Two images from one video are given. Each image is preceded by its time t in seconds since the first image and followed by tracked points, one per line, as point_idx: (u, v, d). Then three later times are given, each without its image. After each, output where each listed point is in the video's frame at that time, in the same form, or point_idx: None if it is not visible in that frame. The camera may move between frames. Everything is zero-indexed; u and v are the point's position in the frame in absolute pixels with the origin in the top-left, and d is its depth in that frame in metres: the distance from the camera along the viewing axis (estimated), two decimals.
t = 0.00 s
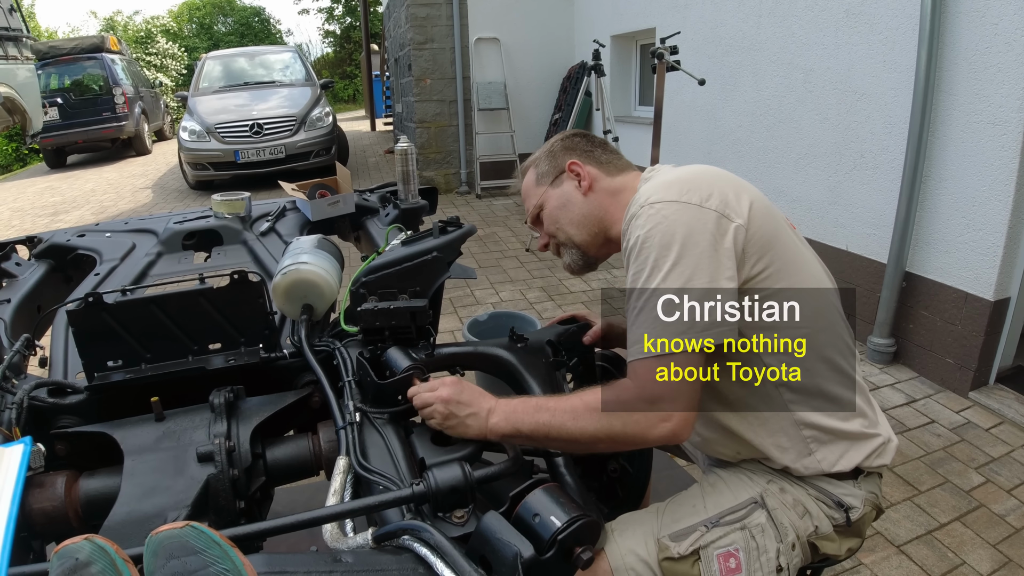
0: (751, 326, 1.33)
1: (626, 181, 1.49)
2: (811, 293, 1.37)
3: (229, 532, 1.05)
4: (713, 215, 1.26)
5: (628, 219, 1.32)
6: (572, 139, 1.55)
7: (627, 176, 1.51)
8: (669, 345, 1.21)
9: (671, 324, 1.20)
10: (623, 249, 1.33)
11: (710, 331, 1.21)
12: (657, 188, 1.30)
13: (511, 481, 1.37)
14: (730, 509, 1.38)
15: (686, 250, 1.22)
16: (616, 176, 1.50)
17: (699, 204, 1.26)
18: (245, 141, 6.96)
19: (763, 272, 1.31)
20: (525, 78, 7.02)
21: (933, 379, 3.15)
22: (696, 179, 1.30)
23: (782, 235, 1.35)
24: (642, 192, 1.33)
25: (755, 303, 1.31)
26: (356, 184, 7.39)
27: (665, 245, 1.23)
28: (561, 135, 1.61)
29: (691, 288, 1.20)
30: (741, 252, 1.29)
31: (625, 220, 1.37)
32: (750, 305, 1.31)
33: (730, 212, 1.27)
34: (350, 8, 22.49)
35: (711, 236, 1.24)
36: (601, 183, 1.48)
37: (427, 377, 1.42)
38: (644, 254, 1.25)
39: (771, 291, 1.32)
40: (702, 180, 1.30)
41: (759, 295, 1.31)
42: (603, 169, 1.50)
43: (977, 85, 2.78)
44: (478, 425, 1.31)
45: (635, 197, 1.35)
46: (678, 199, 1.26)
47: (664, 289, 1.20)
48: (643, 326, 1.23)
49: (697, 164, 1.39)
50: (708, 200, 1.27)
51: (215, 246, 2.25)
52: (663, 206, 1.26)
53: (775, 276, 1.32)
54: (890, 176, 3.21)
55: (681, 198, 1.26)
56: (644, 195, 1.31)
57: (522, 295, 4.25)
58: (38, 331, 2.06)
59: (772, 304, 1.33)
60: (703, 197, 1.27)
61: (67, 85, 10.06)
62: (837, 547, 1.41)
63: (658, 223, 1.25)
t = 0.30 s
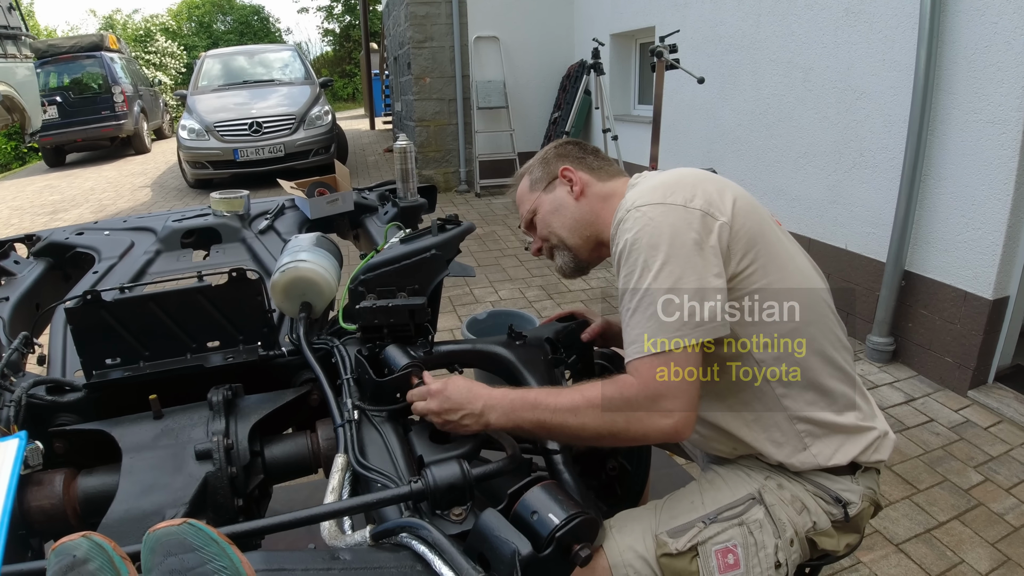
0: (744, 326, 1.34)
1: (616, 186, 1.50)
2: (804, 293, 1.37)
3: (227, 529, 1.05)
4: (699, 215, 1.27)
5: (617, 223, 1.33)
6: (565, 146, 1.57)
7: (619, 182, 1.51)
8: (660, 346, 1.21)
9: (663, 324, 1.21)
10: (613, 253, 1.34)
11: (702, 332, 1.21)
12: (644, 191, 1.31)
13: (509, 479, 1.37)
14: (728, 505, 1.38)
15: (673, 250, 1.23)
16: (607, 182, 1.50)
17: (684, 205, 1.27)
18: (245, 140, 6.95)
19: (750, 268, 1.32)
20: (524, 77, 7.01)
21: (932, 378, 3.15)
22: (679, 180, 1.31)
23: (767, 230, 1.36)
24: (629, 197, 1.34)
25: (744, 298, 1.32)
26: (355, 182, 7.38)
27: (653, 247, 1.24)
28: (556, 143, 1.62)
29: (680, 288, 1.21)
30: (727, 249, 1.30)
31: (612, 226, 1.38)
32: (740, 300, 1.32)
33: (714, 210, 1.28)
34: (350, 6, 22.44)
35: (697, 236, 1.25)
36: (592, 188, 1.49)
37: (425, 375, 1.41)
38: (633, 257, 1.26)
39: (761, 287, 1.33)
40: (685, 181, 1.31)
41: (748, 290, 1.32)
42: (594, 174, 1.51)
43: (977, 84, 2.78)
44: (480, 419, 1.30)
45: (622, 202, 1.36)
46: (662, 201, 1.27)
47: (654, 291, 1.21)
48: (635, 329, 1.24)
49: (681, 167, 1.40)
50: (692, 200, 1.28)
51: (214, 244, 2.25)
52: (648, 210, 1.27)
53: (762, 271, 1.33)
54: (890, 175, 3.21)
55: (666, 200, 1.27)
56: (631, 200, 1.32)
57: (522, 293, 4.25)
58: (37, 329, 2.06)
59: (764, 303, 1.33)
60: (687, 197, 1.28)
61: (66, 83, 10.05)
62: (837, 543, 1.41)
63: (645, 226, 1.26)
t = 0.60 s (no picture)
0: (731, 319, 1.34)
1: (610, 185, 1.50)
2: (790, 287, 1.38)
3: (223, 527, 1.05)
4: (685, 208, 1.29)
5: (605, 220, 1.36)
6: (560, 147, 1.57)
7: (614, 182, 1.51)
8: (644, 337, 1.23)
9: (651, 314, 1.23)
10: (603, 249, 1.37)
11: (689, 324, 1.23)
12: (631, 187, 1.34)
13: (505, 475, 1.36)
14: (723, 497, 1.38)
15: (660, 242, 1.25)
16: (601, 182, 1.51)
17: (671, 198, 1.30)
18: (242, 139, 6.94)
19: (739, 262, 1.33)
20: (522, 75, 7.01)
21: (929, 375, 3.15)
22: (667, 176, 1.34)
23: (755, 224, 1.37)
24: (618, 194, 1.36)
25: (731, 292, 1.33)
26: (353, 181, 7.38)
27: (640, 240, 1.26)
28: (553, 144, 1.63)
29: (667, 279, 1.23)
30: (716, 242, 1.31)
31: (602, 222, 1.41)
32: (727, 294, 1.33)
33: (701, 203, 1.31)
34: (348, 5, 22.40)
35: (685, 228, 1.27)
36: (586, 188, 1.49)
37: (422, 371, 1.42)
38: (621, 251, 1.28)
39: (749, 281, 1.34)
40: (671, 177, 1.34)
41: (735, 284, 1.33)
42: (589, 174, 1.51)
43: (974, 81, 2.78)
44: (475, 419, 1.30)
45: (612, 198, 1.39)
46: (649, 195, 1.30)
47: (640, 282, 1.24)
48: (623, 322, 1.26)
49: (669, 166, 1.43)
50: (679, 193, 1.31)
51: (211, 242, 2.25)
52: (635, 205, 1.30)
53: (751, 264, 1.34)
54: (886, 172, 3.21)
55: (653, 194, 1.30)
56: (618, 196, 1.35)
57: (519, 291, 4.25)
58: (33, 328, 2.05)
59: (747, 297, 1.34)
60: (674, 191, 1.31)
61: (63, 82, 10.03)
62: (832, 535, 1.42)
63: (632, 220, 1.28)
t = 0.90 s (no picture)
0: (734, 314, 1.34)
1: (614, 170, 1.50)
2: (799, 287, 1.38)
3: (218, 523, 1.04)
4: (690, 200, 1.28)
5: (608, 207, 1.35)
6: (563, 130, 1.56)
7: (618, 167, 1.51)
8: (644, 329, 1.22)
9: (652, 306, 1.22)
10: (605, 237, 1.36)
11: (689, 320, 1.22)
12: (636, 175, 1.33)
13: (502, 471, 1.36)
14: (721, 492, 1.38)
15: (664, 232, 1.25)
16: (604, 167, 1.50)
17: (676, 188, 1.29)
18: (239, 136, 6.92)
19: (741, 257, 1.33)
20: (519, 71, 7.00)
21: (927, 370, 3.15)
22: (671, 166, 1.34)
23: (759, 220, 1.37)
24: (623, 181, 1.35)
25: (732, 288, 1.33)
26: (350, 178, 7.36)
27: (644, 230, 1.26)
28: (554, 126, 1.62)
29: (670, 271, 1.22)
30: (719, 235, 1.31)
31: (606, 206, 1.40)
32: (729, 289, 1.33)
33: (707, 196, 1.30)
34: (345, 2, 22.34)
35: (689, 220, 1.27)
36: (590, 172, 1.48)
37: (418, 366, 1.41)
38: (624, 240, 1.28)
39: (752, 277, 1.34)
40: (677, 167, 1.33)
41: (738, 279, 1.33)
42: (591, 158, 1.51)
43: (971, 75, 2.78)
44: (471, 416, 1.29)
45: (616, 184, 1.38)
46: (653, 184, 1.29)
47: (642, 273, 1.24)
48: (625, 314, 1.25)
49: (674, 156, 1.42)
50: (684, 184, 1.30)
51: (207, 239, 2.24)
52: (640, 193, 1.29)
53: (751, 260, 1.34)
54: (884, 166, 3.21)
55: (657, 183, 1.29)
56: (624, 183, 1.34)
57: (517, 287, 4.24)
58: (28, 325, 2.04)
59: (750, 292, 1.34)
60: (680, 182, 1.30)
61: (60, 80, 10.01)
62: (831, 530, 1.41)
63: (636, 209, 1.27)
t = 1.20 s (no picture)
0: (758, 325, 1.33)
1: (640, 142, 1.49)
2: (822, 301, 1.37)
3: (220, 523, 1.04)
4: (731, 207, 1.25)
5: (641, 199, 1.31)
6: (585, 89, 1.49)
7: (641, 139, 1.50)
8: (665, 341, 1.21)
9: (673, 320, 1.20)
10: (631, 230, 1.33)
11: (710, 337, 1.21)
12: (677, 169, 1.28)
13: (505, 469, 1.35)
14: (724, 494, 1.37)
15: (700, 239, 1.22)
16: (631, 138, 1.49)
17: (719, 192, 1.25)
18: (238, 134, 6.91)
19: (776, 269, 1.32)
20: (518, 66, 6.97)
21: (928, 366, 3.15)
22: (715, 164, 1.29)
23: (797, 231, 1.34)
24: (662, 170, 1.30)
25: (762, 299, 1.31)
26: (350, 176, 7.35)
27: (679, 236, 1.22)
28: (570, 80, 1.53)
29: (697, 285, 1.20)
30: (757, 245, 1.28)
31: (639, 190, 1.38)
32: (758, 300, 1.31)
33: (749, 205, 1.27)
34: None
35: (726, 229, 1.23)
36: (618, 143, 1.47)
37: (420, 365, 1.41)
38: (656, 243, 1.24)
39: (784, 288, 1.32)
40: (723, 167, 1.29)
41: (766, 292, 1.31)
42: (618, 125, 1.48)
43: (972, 70, 2.77)
44: (474, 416, 1.29)
45: (652, 172, 1.33)
46: (695, 184, 1.25)
47: (670, 281, 1.21)
48: (645, 321, 1.24)
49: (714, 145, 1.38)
50: (728, 189, 1.26)
51: (207, 237, 2.24)
52: (680, 191, 1.25)
53: (784, 272, 1.33)
54: (884, 161, 3.20)
55: (700, 184, 1.25)
56: (663, 174, 1.29)
57: (517, 284, 4.24)
58: (28, 325, 2.04)
59: (776, 305, 1.33)
60: (723, 185, 1.26)
61: (58, 79, 10.00)
62: (832, 532, 1.40)
63: (674, 211, 1.24)
